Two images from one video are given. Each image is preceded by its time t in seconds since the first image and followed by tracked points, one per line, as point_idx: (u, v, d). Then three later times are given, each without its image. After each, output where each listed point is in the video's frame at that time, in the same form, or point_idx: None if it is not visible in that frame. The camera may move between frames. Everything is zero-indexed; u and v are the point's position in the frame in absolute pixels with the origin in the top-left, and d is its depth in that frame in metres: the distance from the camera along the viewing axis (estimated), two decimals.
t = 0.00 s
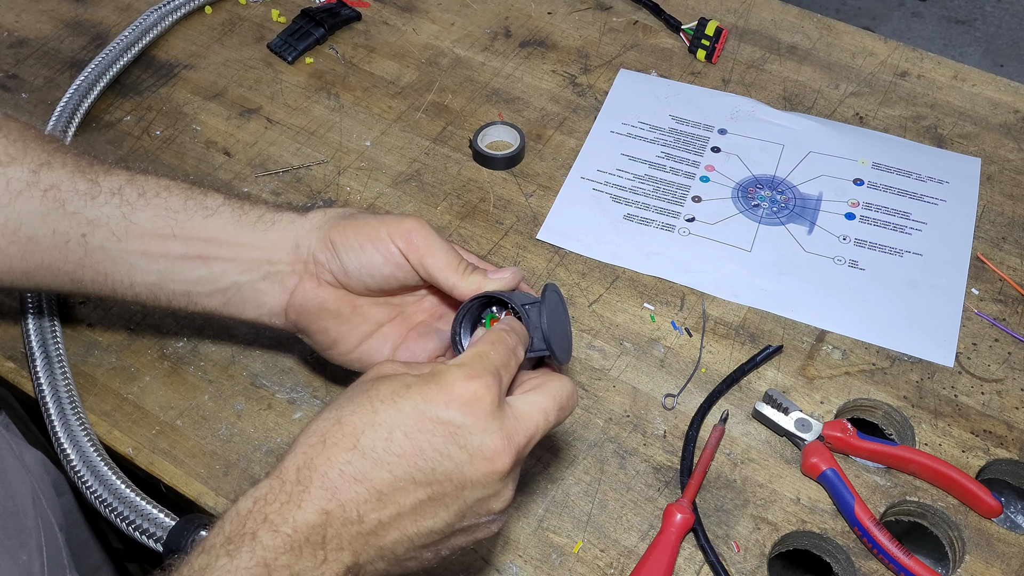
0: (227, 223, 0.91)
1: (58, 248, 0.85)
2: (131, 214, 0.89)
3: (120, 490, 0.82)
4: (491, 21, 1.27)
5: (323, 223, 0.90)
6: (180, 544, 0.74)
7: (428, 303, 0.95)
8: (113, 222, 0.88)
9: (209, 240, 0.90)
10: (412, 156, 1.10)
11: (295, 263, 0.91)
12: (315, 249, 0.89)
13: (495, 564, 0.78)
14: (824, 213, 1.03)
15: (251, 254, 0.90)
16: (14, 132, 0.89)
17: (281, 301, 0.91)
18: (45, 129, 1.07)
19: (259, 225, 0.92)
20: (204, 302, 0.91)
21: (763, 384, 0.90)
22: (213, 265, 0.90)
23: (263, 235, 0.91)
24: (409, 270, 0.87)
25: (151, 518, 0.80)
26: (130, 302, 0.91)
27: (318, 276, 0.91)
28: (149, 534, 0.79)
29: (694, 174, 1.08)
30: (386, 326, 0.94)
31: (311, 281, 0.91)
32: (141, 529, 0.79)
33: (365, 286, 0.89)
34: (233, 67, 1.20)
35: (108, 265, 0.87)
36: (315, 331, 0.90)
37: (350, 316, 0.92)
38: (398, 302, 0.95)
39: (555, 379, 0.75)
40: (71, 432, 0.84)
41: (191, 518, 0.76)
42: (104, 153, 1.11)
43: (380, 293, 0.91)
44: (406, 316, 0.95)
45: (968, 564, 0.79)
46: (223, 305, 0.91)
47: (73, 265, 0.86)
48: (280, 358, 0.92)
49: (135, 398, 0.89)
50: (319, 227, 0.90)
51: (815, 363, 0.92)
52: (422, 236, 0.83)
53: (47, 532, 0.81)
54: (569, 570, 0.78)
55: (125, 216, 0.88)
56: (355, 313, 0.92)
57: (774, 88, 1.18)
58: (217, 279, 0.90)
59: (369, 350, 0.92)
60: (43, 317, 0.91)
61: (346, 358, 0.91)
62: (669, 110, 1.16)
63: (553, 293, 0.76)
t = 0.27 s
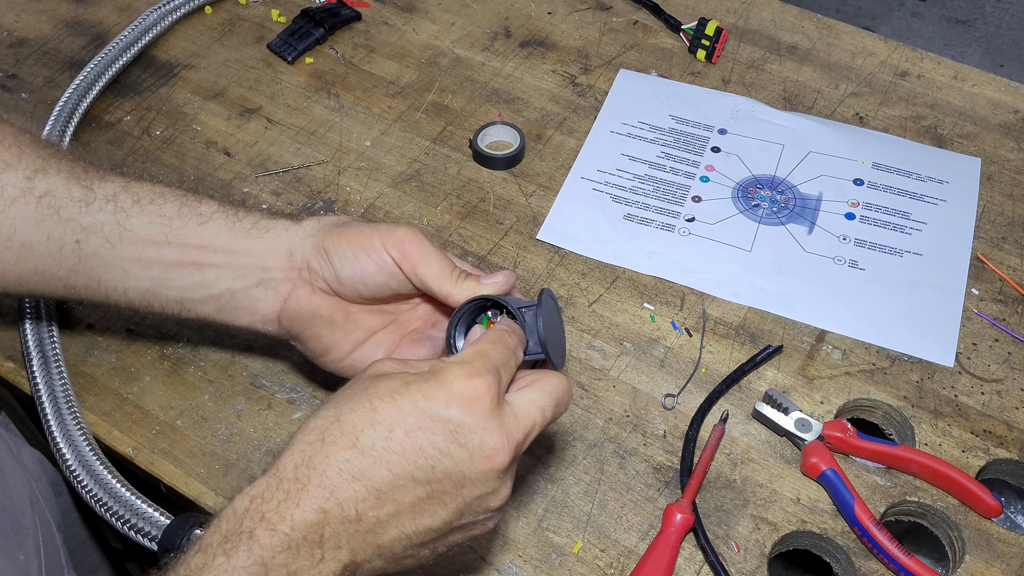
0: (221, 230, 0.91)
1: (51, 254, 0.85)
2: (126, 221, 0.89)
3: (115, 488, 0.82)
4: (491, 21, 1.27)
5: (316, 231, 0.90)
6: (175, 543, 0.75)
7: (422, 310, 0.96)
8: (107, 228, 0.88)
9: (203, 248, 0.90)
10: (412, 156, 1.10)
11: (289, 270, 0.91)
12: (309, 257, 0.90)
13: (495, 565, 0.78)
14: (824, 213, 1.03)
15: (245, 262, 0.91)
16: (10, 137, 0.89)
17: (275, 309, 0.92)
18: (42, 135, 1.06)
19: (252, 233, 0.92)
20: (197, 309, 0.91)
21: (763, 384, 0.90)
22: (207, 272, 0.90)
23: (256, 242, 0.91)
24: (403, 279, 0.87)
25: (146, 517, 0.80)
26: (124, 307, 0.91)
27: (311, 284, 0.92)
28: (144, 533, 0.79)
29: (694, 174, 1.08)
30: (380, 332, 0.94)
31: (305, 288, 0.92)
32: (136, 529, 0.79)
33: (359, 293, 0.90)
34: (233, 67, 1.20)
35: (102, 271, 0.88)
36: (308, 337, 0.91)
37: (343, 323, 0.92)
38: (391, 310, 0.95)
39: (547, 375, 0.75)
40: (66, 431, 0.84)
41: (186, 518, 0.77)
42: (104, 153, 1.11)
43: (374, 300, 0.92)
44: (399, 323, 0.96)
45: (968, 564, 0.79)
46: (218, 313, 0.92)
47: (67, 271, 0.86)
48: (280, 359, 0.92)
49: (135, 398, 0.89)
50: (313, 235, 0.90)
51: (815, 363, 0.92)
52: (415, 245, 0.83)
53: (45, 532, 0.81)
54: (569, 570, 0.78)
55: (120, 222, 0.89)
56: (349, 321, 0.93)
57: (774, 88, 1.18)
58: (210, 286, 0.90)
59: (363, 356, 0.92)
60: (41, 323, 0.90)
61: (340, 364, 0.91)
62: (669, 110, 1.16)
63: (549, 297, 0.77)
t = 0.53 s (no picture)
0: (221, 240, 0.91)
1: (50, 264, 0.85)
2: (125, 230, 0.89)
3: (104, 487, 0.82)
4: (491, 21, 1.27)
5: (315, 241, 0.90)
6: (162, 543, 0.75)
7: (421, 316, 0.95)
8: (106, 238, 0.88)
9: (203, 257, 0.90)
10: (412, 156, 1.10)
11: (288, 280, 0.91)
12: (308, 267, 0.89)
13: (495, 564, 0.78)
14: (824, 213, 1.03)
15: (244, 271, 0.90)
16: (9, 145, 0.89)
17: (275, 319, 0.91)
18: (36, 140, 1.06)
19: (251, 242, 0.92)
20: (196, 318, 0.91)
21: (763, 384, 0.90)
22: (206, 282, 0.90)
23: (256, 252, 0.91)
24: (401, 288, 0.87)
25: (134, 516, 0.80)
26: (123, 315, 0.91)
27: (311, 294, 0.91)
28: (134, 533, 0.79)
29: (694, 174, 1.08)
30: (379, 340, 0.94)
31: (305, 298, 0.91)
32: (126, 529, 0.79)
33: (358, 302, 0.89)
34: (233, 67, 1.20)
35: (101, 281, 0.88)
36: (309, 347, 0.90)
37: (343, 332, 0.92)
38: (391, 318, 0.95)
39: (536, 382, 0.74)
40: (55, 429, 0.84)
41: (174, 518, 0.78)
42: (105, 153, 1.11)
43: (373, 310, 0.92)
44: (399, 330, 0.95)
45: (968, 565, 0.78)
46: (217, 322, 0.91)
47: (65, 280, 0.86)
48: (280, 359, 0.92)
49: (135, 398, 0.89)
50: (311, 245, 0.90)
51: (815, 363, 0.92)
52: (413, 254, 0.83)
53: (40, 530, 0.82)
54: (569, 570, 0.78)
55: (119, 232, 0.89)
56: (349, 330, 0.92)
57: (774, 88, 1.18)
58: (210, 295, 0.90)
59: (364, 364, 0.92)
60: (34, 328, 0.91)
61: (341, 373, 0.91)
62: (669, 110, 1.16)
63: (549, 309, 0.77)
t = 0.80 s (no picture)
0: (212, 238, 0.92)
1: (44, 261, 0.86)
2: (119, 228, 0.89)
3: (92, 482, 0.82)
4: (491, 21, 1.27)
5: (305, 237, 0.90)
6: (147, 534, 0.76)
7: (414, 305, 0.95)
8: (100, 236, 0.88)
9: (195, 254, 0.91)
10: (412, 156, 1.10)
11: (279, 277, 0.91)
12: (298, 263, 0.90)
13: (495, 564, 0.78)
14: (824, 213, 1.03)
15: (239, 270, 0.91)
16: (3, 142, 0.89)
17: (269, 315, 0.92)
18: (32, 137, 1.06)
19: (243, 239, 0.92)
20: (189, 315, 0.92)
21: (763, 384, 0.90)
22: (199, 279, 0.91)
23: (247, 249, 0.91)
24: (392, 279, 0.87)
25: (121, 507, 0.80)
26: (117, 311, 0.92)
27: (303, 290, 0.92)
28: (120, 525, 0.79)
29: (694, 174, 1.08)
30: (374, 331, 0.95)
31: (297, 294, 0.92)
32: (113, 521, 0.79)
33: (350, 296, 0.90)
34: (233, 67, 1.20)
35: (94, 279, 0.88)
36: (304, 343, 0.91)
37: (338, 327, 0.92)
38: (386, 309, 0.95)
39: (529, 387, 0.75)
40: (44, 426, 0.84)
41: (159, 509, 0.78)
42: (104, 153, 1.11)
43: (365, 302, 0.92)
44: (394, 321, 0.95)
45: (968, 565, 0.79)
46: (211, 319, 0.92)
47: (58, 278, 0.86)
48: (280, 359, 0.92)
49: (135, 398, 0.89)
50: (301, 241, 0.90)
51: (815, 363, 0.92)
52: (401, 245, 0.83)
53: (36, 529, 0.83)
54: (569, 570, 0.78)
55: (112, 230, 0.89)
56: (342, 323, 0.93)
57: (774, 88, 1.18)
58: (202, 292, 0.91)
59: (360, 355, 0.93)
60: (24, 325, 0.91)
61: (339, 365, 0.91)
62: (669, 110, 1.16)
63: (539, 285, 0.78)
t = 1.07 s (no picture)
0: (213, 234, 0.91)
1: (43, 260, 0.86)
2: (118, 226, 0.89)
3: (97, 482, 0.82)
4: (491, 21, 1.27)
5: (307, 232, 0.90)
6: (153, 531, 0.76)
7: (414, 304, 0.96)
8: (99, 234, 0.88)
9: (195, 251, 0.91)
10: (411, 156, 1.10)
11: (280, 273, 0.92)
12: (299, 260, 0.90)
13: (495, 564, 0.78)
14: (824, 213, 1.03)
15: (238, 266, 0.91)
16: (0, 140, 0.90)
17: (269, 311, 0.92)
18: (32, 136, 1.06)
19: (245, 235, 0.92)
20: (189, 311, 0.92)
21: (763, 384, 0.90)
22: (199, 276, 0.91)
23: (249, 247, 0.91)
24: (394, 275, 0.87)
25: (126, 507, 0.80)
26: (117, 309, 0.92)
27: (303, 286, 0.92)
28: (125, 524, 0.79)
29: (694, 174, 1.08)
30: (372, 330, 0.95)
31: (297, 291, 0.92)
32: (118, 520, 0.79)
33: (351, 291, 0.90)
34: (233, 67, 1.20)
35: (94, 276, 0.88)
36: (302, 339, 0.92)
37: (336, 324, 0.93)
38: (384, 307, 0.95)
39: (515, 364, 0.73)
40: (49, 427, 0.84)
41: (162, 508, 0.77)
42: (104, 153, 1.11)
43: (366, 298, 0.92)
44: (393, 318, 0.96)
45: (968, 564, 0.79)
46: (210, 317, 0.92)
47: (58, 276, 0.87)
48: (280, 359, 0.92)
49: (135, 398, 0.89)
50: (302, 237, 0.90)
51: (815, 363, 0.92)
52: (403, 239, 0.83)
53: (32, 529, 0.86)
54: (569, 570, 0.78)
55: (112, 227, 0.89)
56: (341, 321, 0.94)
57: (774, 88, 1.18)
58: (202, 289, 0.91)
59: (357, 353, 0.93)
60: (26, 324, 0.91)
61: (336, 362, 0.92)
62: (669, 110, 1.16)
63: (541, 286, 0.78)
